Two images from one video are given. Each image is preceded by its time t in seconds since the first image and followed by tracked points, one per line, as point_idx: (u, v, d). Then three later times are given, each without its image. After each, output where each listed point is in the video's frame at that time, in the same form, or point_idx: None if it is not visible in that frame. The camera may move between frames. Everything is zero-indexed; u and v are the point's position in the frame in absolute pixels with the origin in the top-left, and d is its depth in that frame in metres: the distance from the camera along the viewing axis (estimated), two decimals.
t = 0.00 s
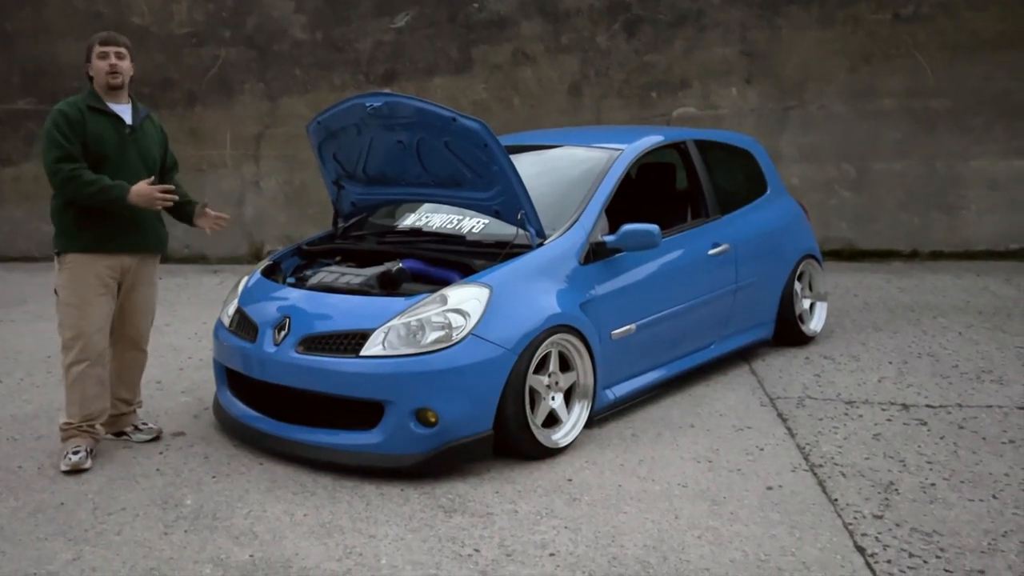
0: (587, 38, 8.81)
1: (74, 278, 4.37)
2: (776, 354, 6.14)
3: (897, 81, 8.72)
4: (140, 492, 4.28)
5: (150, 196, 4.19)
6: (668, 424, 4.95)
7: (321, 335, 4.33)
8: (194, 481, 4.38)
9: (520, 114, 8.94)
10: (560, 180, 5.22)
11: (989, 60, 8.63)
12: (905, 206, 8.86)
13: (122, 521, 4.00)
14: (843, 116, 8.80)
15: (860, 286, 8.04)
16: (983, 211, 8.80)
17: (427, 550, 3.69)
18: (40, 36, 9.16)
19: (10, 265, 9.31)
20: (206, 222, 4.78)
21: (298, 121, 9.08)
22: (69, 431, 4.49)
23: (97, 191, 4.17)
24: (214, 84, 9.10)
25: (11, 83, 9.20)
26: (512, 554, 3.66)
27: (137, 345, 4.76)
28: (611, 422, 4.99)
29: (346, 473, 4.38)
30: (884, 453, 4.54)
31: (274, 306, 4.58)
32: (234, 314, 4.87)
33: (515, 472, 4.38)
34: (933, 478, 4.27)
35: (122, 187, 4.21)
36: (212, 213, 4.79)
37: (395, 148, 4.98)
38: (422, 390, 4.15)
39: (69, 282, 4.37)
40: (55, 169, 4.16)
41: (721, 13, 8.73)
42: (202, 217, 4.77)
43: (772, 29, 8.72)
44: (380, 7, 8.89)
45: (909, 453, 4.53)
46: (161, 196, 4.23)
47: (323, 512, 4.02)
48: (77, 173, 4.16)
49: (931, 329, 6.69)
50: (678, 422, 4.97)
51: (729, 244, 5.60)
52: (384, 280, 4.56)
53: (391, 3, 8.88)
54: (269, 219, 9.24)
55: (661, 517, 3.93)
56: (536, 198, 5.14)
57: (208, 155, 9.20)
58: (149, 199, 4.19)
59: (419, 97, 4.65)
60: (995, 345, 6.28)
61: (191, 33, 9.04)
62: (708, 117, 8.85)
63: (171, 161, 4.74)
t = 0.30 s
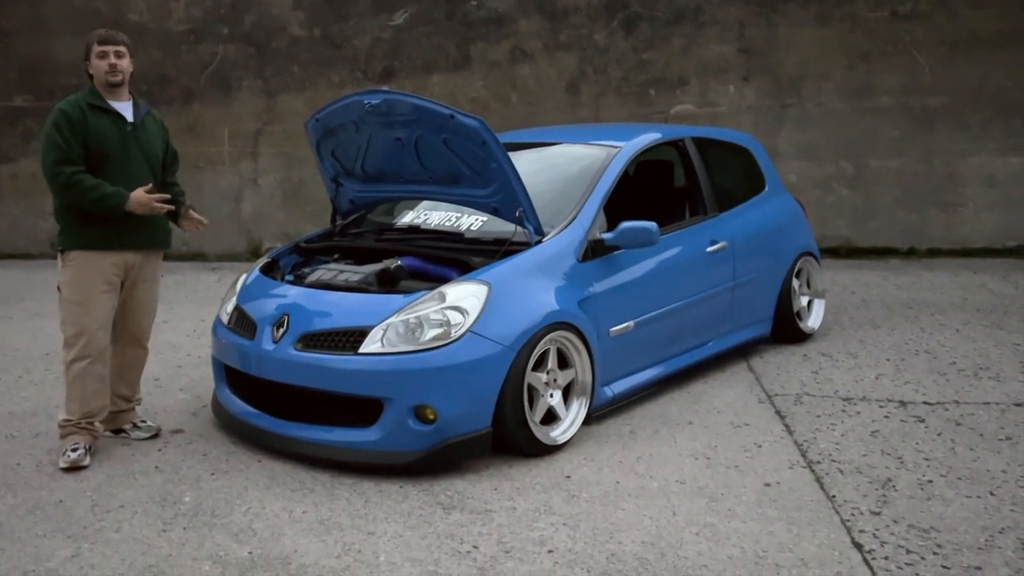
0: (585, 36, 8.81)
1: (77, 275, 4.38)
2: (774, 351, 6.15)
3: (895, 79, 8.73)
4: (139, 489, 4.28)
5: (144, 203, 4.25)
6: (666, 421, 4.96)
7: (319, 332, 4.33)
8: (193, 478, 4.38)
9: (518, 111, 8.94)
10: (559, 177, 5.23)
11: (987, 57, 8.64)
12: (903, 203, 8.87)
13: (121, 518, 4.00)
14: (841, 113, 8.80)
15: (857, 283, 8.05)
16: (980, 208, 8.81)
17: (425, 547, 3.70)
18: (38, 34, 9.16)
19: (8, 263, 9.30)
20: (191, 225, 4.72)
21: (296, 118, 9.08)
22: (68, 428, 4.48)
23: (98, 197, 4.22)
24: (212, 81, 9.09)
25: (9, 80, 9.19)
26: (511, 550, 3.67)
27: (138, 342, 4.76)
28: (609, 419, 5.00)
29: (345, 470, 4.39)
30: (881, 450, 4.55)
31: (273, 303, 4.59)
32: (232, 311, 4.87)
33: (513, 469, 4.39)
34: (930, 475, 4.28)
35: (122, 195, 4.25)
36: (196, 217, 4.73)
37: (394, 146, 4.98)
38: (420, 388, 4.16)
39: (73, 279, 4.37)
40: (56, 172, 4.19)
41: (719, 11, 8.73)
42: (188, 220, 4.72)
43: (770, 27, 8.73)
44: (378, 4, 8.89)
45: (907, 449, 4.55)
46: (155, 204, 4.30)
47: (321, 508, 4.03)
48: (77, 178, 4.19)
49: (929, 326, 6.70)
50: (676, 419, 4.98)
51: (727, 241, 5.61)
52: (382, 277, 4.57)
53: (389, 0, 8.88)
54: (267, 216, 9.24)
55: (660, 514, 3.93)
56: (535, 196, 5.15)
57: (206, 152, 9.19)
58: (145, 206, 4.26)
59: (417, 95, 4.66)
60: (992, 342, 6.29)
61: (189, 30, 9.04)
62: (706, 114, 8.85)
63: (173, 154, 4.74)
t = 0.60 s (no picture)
0: (583, 33, 8.80)
1: (78, 273, 4.38)
2: (773, 348, 6.15)
3: (893, 77, 8.73)
4: (138, 487, 4.29)
5: (138, 206, 4.28)
6: (664, 418, 4.97)
7: (318, 330, 4.33)
8: (192, 476, 4.39)
9: (517, 109, 8.93)
10: (558, 175, 5.23)
11: (984, 55, 8.65)
12: (901, 201, 8.87)
13: (120, 516, 4.01)
14: (839, 110, 8.80)
15: (856, 281, 8.05)
16: (978, 206, 8.81)
17: (424, 544, 3.70)
18: (36, 32, 9.15)
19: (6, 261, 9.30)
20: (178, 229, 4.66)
21: (294, 116, 9.08)
22: (67, 425, 4.48)
23: (94, 200, 4.23)
24: (211, 79, 9.09)
25: (7, 78, 9.18)
26: (509, 548, 3.67)
27: (138, 342, 4.76)
28: (608, 417, 5.01)
29: (343, 468, 4.39)
30: (880, 447, 4.55)
31: (272, 301, 4.59)
32: (231, 310, 4.87)
33: (512, 467, 4.39)
34: (928, 472, 4.28)
35: (117, 199, 4.26)
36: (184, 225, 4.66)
37: (393, 143, 4.98)
38: (419, 385, 4.16)
39: (75, 277, 4.38)
40: (53, 174, 4.19)
41: (717, 8, 8.73)
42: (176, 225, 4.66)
43: (768, 25, 8.73)
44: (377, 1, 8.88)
45: (905, 447, 4.55)
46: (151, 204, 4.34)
47: (320, 506, 4.03)
48: (72, 180, 4.19)
49: (926, 324, 6.70)
50: (674, 417, 4.99)
51: (725, 239, 5.61)
52: (381, 275, 4.57)
53: None
54: (266, 214, 9.24)
55: (658, 511, 3.94)
56: (534, 194, 5.15)
57: (205, 150, 9.19)
58: (139, 208, 4.29)
59: (416, 93, 4.66)
60: (989, 340, 6.30)
61: (187, 27, 9.03)
62: (705, 112, 8.85)
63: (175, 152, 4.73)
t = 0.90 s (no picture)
0: (582, 32, 8.80)
1: (76, 271, 4.39)
2: (771, 347, 6.16)
3: (892, 75, 8.73)
4: (137, 485, 4.29)
5: (133, 204, 4.29)
6: (663, 416, 4.97)
7: (317, 328, 4.33)
8: (191, 474, 4.39)
9: (515, 107, 8.93)
10: (556, 173, 5.23)
11: (983, 53, 8.65)
12: (900, 199, 8.88)
13: (119, 514, 4.01)
14: (838, 108, 8.81)
15: (855, 279, 8.06)
16: (977, 204, 8.81)
17: (423, 542, 3.71)
18: (34, 30, 9.15)
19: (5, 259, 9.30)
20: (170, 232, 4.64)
21: (293, 114, 9.07)
22: (68, 425, 4.46)
23: (89, 199, 4.24)
24: (209, 77, 9.08)
25: (5, 76, 9.18)
26: (508, 546, 3.67)
27: (138, 341, 4.76)
28: (606, 415, 5.01)
29: (343, 466, 4.40)
30: (878, 445, 4.56)
31: (271, 299, 4.59)
32: (231, 308, 4.87)
33: (511, 465, 4.40)
34: (927, 470, 4.29)
35: (113, 197, 4.27)
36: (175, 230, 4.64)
37: (391, 142, 4.99)
38: (418, 384, 4.16)
39: (73, 275, 4.38)
40: (48, 172, 4.21)
41: (716, 7, 8.74)
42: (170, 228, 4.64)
43: (767, 23, 8.73)
44: None
45: (903, 445, 4.56)
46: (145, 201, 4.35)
47: (319, 505, 4.03)
48: (67, 180, 4.21)
49: (925, 322, 6.71)
50: (673, 415, 4.99)
51: (724, 237, 5.62)
52: (380, 273, 4.58)
53: None
54: (264, 212, 9.23)
55: (657, 509, 3.95)
56: (532, 192, 5.15)
57: (204, 148, 9.19)
58: (135, 206, 4.30)
59: (414, 91, 4.66)
60: (988, 338, 6.30)
61: (186, 25, 9.03)
62: (704, 110, 8.86)
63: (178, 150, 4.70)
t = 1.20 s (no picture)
0: (582, 30, 8.80)
1: (74, 272, 4.37)
2: (771, 345, 6.16)
3: (891, 73, 8.73)
4: (136, 483, 4.29)
5: (135, 197, 4.32)
6: (662, 415, 4.98)
7: (317, 327, 4.33)
8: (191, 473, 4.39)
9: (515, 105, 8.93)
10: (555, 172, 5.23)
11: (982, 51, 8.65)
12: (899, 198, 8.88)
13: (118, 513, 4.01)
14: (837, 107, 8.81)
15: (854, 277, 8.06)
16: (976, 203, 8.82)
17: (423, 541, 3.71)
18: (33, 28, 9.14)
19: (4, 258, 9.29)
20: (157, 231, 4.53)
21: (292, 112, 9.07)
22: (74, 431, 4.36)
23: (82, 198, 4.24)
24: (208, 75, 9.08)
25: (4, 75, 9.17)
26: (508, 545, 3.68)
27: (136, 343, 4.76)
28: (606, 414, 5.01)
29: (342, 465, 4.40)
30: (877, 444, 4.57)
31: (271, 298, 4.59)
32: (230, 307, 4.87)
33: (510, 463, 4.40)
34: (926, 469, 4.29)
35: (110, 191, 4.28)
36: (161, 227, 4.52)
37: (390, 141, 4.99)
38: (418, 382, 4.16)
39: (72, 277, 4.36)
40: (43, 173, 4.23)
41: (715, 5, 8.74)
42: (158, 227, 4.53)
43: (766, 21, 8.72)
44: None
45: (902, 443, 4.57)
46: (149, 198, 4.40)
47: (319, 503, 4.04)
48: (60, 179, 4.21)
49: (924, 321, 6.72)
50: (672, 414, 4.99)
51: (723, 236, 5.62)
52: (379, 272, 4.58)
53: None
54: (263, 210, 9.23)
55: (656, 508, 3.95)
56: (531, 191, 5.15)
57: (203, 147, 9.19)
58: (134, 198, 4.33)
59: (413, 90, 4.66)
60: (987, 337, 6.30)
61: (185, 24, 9.03)
62: (703, 109, 8.86)
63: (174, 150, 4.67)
